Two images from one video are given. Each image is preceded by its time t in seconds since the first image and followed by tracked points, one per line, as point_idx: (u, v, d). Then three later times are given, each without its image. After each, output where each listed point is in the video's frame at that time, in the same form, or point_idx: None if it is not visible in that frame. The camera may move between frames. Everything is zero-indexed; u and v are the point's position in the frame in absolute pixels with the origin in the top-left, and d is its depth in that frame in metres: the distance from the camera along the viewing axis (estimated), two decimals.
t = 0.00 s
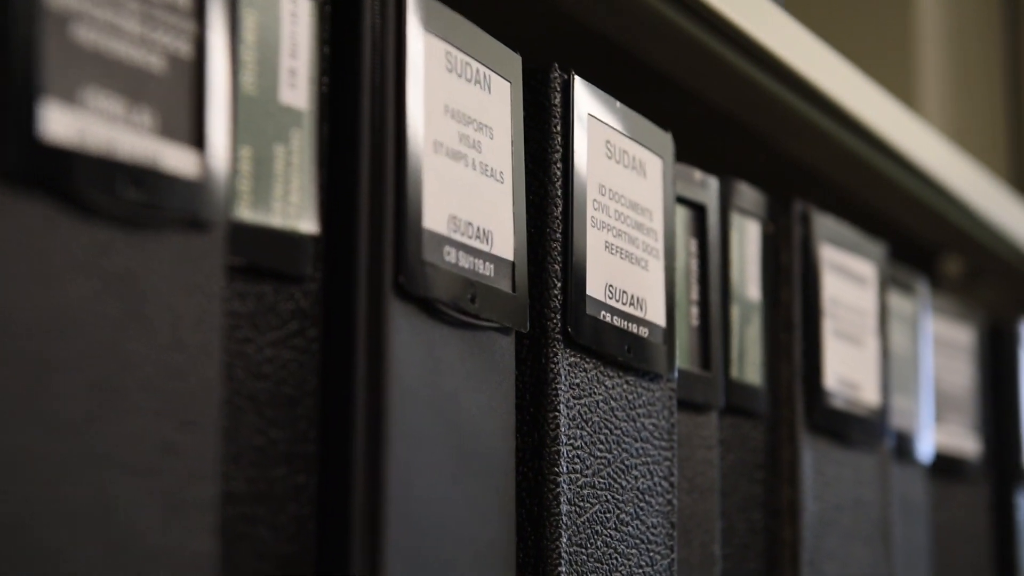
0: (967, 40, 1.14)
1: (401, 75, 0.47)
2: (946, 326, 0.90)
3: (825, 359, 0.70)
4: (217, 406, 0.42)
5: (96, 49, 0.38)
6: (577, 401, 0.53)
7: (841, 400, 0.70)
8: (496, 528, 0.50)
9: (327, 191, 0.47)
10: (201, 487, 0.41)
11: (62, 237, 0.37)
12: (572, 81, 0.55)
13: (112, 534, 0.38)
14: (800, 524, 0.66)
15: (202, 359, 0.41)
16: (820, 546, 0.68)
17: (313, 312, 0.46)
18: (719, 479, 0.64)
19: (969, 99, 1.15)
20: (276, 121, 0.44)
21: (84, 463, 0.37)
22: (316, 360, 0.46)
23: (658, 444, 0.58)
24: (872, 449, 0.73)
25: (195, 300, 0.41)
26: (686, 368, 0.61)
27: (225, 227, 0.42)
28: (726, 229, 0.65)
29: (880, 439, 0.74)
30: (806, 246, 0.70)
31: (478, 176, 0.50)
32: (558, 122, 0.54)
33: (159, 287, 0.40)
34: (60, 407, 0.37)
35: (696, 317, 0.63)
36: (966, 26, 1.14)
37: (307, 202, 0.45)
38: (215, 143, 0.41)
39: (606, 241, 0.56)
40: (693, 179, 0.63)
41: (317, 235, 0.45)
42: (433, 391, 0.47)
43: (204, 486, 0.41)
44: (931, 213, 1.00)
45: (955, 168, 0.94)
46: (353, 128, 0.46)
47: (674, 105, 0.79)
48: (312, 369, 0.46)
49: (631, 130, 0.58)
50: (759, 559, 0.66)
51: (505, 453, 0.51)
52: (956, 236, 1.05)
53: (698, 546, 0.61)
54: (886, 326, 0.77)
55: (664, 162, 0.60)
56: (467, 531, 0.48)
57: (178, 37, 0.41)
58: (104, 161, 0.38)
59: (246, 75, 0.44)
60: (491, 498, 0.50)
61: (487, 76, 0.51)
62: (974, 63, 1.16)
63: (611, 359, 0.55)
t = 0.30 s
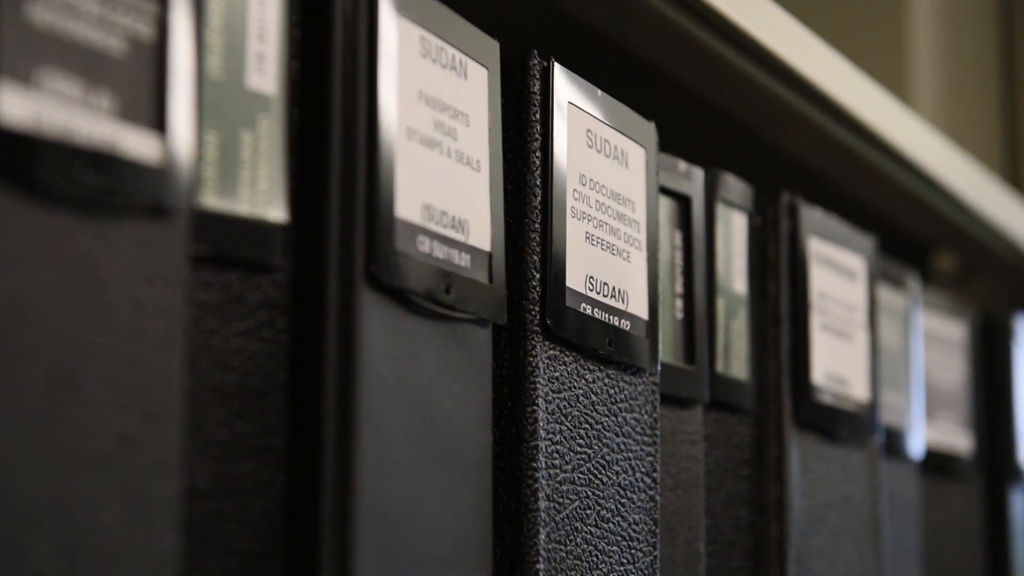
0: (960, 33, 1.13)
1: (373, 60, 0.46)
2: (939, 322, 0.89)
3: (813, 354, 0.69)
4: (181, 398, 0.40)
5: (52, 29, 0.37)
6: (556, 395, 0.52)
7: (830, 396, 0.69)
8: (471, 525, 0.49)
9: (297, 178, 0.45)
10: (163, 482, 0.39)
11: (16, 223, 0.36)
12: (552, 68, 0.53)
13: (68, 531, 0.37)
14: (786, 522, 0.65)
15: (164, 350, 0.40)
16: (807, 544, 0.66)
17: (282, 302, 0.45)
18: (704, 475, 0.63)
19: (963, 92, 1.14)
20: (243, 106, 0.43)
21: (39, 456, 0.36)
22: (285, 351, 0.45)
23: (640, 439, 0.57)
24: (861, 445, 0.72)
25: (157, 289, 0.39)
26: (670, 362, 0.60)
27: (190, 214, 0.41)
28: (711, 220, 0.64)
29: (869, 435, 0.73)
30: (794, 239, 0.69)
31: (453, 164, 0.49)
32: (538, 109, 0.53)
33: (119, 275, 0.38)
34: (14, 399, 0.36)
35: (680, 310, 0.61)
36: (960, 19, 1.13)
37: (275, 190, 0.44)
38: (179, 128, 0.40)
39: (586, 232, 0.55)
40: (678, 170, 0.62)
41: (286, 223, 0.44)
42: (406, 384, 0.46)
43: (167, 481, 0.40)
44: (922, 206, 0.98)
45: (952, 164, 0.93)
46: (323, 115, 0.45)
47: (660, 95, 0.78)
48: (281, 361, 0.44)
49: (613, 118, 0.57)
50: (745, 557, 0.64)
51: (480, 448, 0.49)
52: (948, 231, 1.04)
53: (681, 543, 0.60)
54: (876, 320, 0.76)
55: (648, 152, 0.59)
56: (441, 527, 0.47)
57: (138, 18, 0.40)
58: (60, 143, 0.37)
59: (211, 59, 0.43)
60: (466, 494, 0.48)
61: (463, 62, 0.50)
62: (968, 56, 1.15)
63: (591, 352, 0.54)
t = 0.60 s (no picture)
0: (953, 24, 1.11)
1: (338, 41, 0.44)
2: (929, 316, 0.88)
3: (798, 348, 0.68)
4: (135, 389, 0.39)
5: None
6: (530, 388, 0.51)
7: (814, 390, 0.68)
8: (440, 521, 0.47)
9: (260, 164, 0.44)
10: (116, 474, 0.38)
11: None
12: (527, 52, 0.52)
13: (11, 526, 0.35)
14: (770, 519, 0.64)
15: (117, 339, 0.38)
16: (791, 541, 0.65)
17: (242, 289, 0.43)
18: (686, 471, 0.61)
19: (955, 84, 1.12)
20: (203, 88, 0.42)
21: None
22: (246, 341, 0.43)
23: (618, 433, 0.55)
24: (847, 440, 0.71)
25: (110, 275, 0.38)
26: (649, 355, 0.59)
27: (145, 198, 0.39)
28: (693, 210, 0.63)
29: (856, 430, 0.71)
30: (779, 230, 0.68)
31: (424, 151, 0.48)
32: (512, 96, 0.52)
33: (68, 261, 0.37)
34: None
35: (660, 301, 0.60)
36: (952, 10, 1.11)
37: (236, 174, 0.43)
38: (132, 109, 0.39)
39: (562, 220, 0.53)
40: (658, 158, 0.61)
41: (246, 208, 0.43)
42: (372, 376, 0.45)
43: (119, 473, 0.38)
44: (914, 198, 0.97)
45: (945, 158, 0.92)
46: (286, 97, 0.44)
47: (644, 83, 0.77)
48: (242, 350, 0.43)
49: (589, 105, 0.56)
50: (728, 555, 0.63)
51: (450, 441, 0.48)
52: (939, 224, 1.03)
53: (661, 540, 0.58)
54: (863, 314, 0.74)
55: (626, 140, 0.58)
56: (408, 524, 0.46)
57: None
58: (5, 123, 0.35)
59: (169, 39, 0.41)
60: (435, 489, 0.47)
61: (434, 46, 0.49)
62: (960, 48, 1.13)
63: (567, 344, 0.53)
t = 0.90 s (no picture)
0: (943, 15, 1.10)
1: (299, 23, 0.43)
2: (918, 311, 0.86)
3: (782, 341, 0.66)
4: (86, 381, 0.38)
5: None
6: (502, 381, 0.49)
7: (798, 384, 0.67)
8: (407, 517, 0.46)
9: (218, 148, 0.43)
10: (66, 470, 0.37)
11: None
12: (498, 36, 0.51)
13: None
14: (752, 515, 0.62)
15: (65, 329, 0.37)
16: (775, 538, 0.64)
17: (202, 274, 0.42)
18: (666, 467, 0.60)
19: (946, 76, 1.11)
20: (157, 69, 0.41)
21: None
22: (205, 329, 0.42)
23: (593, 427, 0.54)
24: (831, 436, 0.69)
25: (59, 262, 0.37)
26: (627, 348, 0.57)
27: (96, 181, 0.38)
28: (673, 200, 0.62)
29: (842, 426, 0.70)
30: (763, 221, 0.66)
31: (390, 136, 0.46)
32: (484, 83, 0.50)
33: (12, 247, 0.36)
34: None
35: (639, 293, 0.59)
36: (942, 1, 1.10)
37: (193, 158, 0.41)
38: (80, 89, 0.37)
39: (535, 209, 0.52)
40: (637, 148, 0.59)
41: (205, 192, 0.42)
42: (335, 367, 0.43)
43: (69, 469, 0.37)
44: (893, 183, 0.97)
45: (912, 134, 0.92)
46: (246, 81, 0.42)
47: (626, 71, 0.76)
48: (200, 339, 0.42)
49: (564, 91, 0.54)
50: (710, 553, 0.62)
51: (418, 436, 0.47)
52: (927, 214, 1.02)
53: (639, 537, 0.57)
54: (849, 307, 0.73)
55: (602, 127, 0.56)
56: (372, 520, 0.44)
57: None
58: None
59: (121, 19, 0.40)
60: (402, 484, 0.46)
61: (401, 28, 0.48)
62: (951, 39, 1.12)
63: (540, 336, 0.51)
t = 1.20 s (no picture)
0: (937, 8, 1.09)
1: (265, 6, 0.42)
2: (909, 305, 0.85)
3: (768, 336, 0.65)
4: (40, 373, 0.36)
5: None
6: (476, 374, 0.48)
7: (785, 379, 0.66)
8: (377, 514, 0.45)
9: (180, 133, 0.41)
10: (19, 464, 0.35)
11: None
12: (475, 21, 0.50)
13: None
14: (736, 512, 0.61)
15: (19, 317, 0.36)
16: (760, 535, 0.63)
17: (163, 263, 0.41)
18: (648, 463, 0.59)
19: (938, 68, 1.10)
20: (117, 52, 0.39)
21: None
22: (165, 319, 0.41)
23: (572, 421, 0.53)
24: (818, 432, 0.68)
25: (12, 249, 0.35)
26: (607, 341, 0.56)
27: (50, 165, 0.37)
28: (656, 192, 0.60)
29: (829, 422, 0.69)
30: (749, 214, 0.65)
31: (360, 123, 0.45)
32: (459, 70, 0.49)
33: None
34: None
35: (620, 286, 0.58)
36: None
37: (153, 142, 0.40)
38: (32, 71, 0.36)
39: (512, 198, 0.51)
40: (619, 137, 0.58)
41: (166, 176, 0.41)
42: (300, 358, 0.42)
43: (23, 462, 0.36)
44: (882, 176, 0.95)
45: (907, 131, 0.91)
46: (210, 65, 0.41)
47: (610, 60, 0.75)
48: (160, 329, 0.41)
49: (543, 78, 0.53)
50: (693, 551, 0.61)
51: (388, 430, 0.46)
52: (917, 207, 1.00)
53: (620, 535, 0.56)
54: (837, 301, 0.72)
55: (582, 116, 0.55)
56: (340, 516, 0.43)
57: None
58: None
59: None
60: (372, 480, 0.45)
61: (373, 12, 0.47)
62: (944, 31, 1.11)
63: (517, 328, 0.50)
